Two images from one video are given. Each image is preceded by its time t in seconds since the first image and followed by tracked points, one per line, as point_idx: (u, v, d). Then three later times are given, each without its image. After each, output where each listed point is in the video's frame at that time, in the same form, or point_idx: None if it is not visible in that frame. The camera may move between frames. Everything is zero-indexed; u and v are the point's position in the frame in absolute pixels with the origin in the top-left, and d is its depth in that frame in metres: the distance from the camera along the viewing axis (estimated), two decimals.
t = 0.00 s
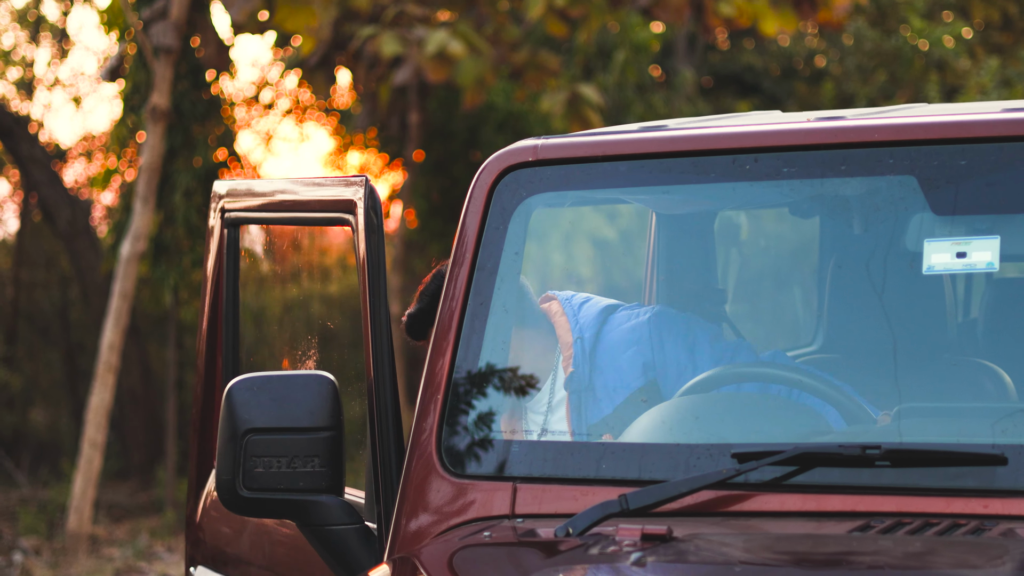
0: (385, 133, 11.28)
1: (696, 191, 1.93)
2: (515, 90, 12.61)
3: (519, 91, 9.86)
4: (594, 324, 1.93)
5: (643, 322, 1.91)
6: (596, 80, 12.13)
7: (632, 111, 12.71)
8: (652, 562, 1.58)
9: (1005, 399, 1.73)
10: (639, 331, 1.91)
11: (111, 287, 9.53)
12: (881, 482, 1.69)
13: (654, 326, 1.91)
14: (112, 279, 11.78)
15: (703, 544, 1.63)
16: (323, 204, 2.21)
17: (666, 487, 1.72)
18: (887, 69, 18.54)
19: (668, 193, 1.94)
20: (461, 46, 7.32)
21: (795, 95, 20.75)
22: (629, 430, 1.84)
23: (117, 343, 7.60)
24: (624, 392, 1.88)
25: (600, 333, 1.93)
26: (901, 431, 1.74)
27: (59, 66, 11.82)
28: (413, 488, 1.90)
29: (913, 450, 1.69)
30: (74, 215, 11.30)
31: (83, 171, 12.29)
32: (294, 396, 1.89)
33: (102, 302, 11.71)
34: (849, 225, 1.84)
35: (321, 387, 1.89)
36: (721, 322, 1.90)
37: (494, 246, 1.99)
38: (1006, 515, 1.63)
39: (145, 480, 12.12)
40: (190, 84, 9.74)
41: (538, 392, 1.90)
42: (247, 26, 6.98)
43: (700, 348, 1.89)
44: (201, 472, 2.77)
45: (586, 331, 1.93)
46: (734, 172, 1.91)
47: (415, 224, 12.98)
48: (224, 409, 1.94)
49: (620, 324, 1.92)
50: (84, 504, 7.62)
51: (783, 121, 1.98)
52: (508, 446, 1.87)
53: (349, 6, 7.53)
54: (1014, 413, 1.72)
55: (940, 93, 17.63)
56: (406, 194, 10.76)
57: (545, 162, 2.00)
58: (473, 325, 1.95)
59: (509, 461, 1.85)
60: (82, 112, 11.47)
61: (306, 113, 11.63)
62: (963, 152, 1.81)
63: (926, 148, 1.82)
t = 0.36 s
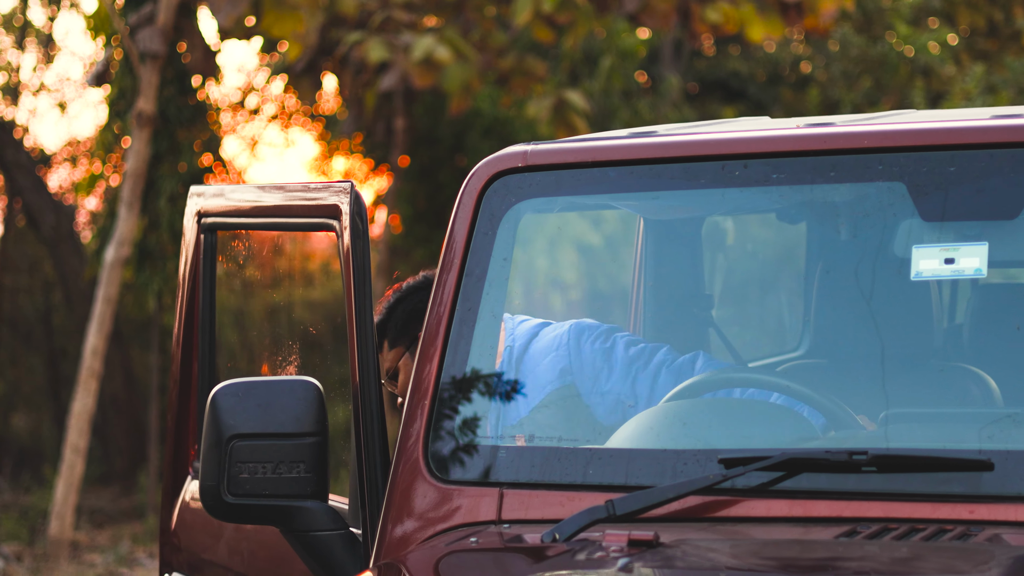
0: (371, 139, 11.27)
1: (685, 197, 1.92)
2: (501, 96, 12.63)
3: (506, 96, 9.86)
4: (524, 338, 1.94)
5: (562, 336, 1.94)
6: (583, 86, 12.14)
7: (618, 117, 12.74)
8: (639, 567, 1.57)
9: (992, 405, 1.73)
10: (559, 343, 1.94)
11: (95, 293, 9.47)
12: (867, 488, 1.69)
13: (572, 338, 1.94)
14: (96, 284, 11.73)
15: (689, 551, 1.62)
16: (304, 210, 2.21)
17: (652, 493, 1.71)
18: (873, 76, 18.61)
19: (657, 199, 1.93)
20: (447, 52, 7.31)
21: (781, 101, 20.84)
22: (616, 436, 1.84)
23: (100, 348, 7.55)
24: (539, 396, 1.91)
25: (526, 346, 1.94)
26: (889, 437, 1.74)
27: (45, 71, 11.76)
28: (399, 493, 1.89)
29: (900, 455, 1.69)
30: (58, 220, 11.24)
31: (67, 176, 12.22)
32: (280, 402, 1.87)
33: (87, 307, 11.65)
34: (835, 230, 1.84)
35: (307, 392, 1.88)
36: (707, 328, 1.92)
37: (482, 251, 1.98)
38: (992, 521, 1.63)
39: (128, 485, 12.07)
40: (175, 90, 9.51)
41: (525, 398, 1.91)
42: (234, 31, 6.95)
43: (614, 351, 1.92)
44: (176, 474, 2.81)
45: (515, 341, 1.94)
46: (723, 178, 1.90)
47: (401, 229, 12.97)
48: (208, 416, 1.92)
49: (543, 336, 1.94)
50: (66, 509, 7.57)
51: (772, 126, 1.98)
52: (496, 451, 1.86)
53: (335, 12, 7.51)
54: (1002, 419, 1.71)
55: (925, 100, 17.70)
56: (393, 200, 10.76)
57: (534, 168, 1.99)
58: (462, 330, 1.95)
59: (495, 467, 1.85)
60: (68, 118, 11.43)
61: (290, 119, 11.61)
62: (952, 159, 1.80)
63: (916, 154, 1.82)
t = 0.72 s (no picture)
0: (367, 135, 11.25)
1: (692, 191, 1.93)
2: (497, 92, 12.61)
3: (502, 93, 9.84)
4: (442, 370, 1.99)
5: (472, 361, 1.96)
6: (579, 83, 12.14)
7: (614, 113, 12.74)
8: (651, 560, 1.59)
9: (997, 398, 1.74)
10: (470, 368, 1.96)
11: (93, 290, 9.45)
12: (876, 480, 1.70)
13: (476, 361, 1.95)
14: (94, 282, 11.69)
15: (700, 542, 1.63)
16: (310, 205, 2.18)
17: (662, 485, 1.72)
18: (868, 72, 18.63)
19: (662, 193, 1.94)
20: (443, 49, 7.28)
21: (777, 97, 20.86)
22: (624, 429, 1.84)
23: (100, 345, 7.52)
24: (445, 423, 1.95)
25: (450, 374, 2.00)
26: (897, 430, 1.75)
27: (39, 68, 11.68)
28: (407, 485, 1.90)
29: (908, 448, 1.70)
30: (55, 217, 11.19)
31: (64, 173, 12.07)
32: (289, 396, 1.87)
33: (84, 305, 11.61)
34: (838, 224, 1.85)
35: (316, 386, 1.88)
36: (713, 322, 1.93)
37: (488, 245, 1.97)
38: (1002, 513, 1.65)
39: (127, 482, 12.06)
40: (171, 87, 9.62)
41: (528, 392, 1.91)
42: (230, 28, 6.92)
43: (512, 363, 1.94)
44: (190, 468, 2.79)
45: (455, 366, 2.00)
46: (729, 172, 1.90)
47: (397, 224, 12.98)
48: (218, 409, 1.93)
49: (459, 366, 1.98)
50: (66, 504, 7.53)
51: (778, 120, 1.98)
52: (504, 445, 1.86)
53: (331, 9, 7.48)
54: (1006, 412, 1.73)
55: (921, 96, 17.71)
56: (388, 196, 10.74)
57: (539, 162, 1.99)
58: (469, 324, 1.95)
59: (502, 460, 1.85)
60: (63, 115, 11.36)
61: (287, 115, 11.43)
62: (958, 153, 1.81)
63: (923, 149, 1.82)
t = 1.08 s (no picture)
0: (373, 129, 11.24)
1: (707, 181, 1.92)
2: (503, 84, 12.59)
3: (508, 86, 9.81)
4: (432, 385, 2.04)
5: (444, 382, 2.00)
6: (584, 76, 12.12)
7: (619, 107, 12.73)
8: (669, 551, 1.58)
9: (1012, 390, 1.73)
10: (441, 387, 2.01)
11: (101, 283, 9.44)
12: (893, 471, 1.70)
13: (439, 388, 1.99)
14: (100, 276, 11.67)
15: (718, 533, 1.63)
16: (328, 195, 2.18)
17: (680, 476, 1.72)
18: (874, 64, 18.57)
19: (677, 184, 1.93)
20: (449, 42, 7.26)
21: (782, 90, 20.81)
22: (639, 420, 1.84)
23: (107, 338, 7.50)
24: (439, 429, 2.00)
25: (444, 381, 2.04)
26: (914, 420, 1.75)
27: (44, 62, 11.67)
28: (422, 477, 1.89)
29: (925, 438, 1.70)
30: (61, 211, 11.16)
31: (70, 167, 12.05)
32: (307, 387, 1.88)
33: (91, 299, 11.60)
34: (850, 214, 1.85)
35: (335, 378, 1.88)
36: (725, 312, 1.92)
37: (503, 237, 1.97)
38: (1019, 503, 1.64)
39: (133, 476, 12.07)
40: (178, 82, 9.57)
41: (541, 384, 1.90)
42: (236, 22, 6.90)
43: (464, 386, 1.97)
44: (214, 460, 2.77)
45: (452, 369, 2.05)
46: (745, 163, 1.90)
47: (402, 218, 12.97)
48: (237, 401, 1.95)
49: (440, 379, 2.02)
50: (75, 499, 7.51)
51: (793, 111, 1.98)
52: (520, 436, 1.86)
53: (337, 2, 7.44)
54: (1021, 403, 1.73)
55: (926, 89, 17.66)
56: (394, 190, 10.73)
57: (555, 153, 1.98)
58: (484, 316, 1.95)
59: (520, 451, 1.85)
60: (69, 109, 11.36)
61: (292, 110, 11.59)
62: (975, 143, 1.81)
63: (940, 138, 1.82)
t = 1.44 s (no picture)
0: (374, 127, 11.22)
1: (716, 174, 1.92)
2: (504, 83, 12.58)
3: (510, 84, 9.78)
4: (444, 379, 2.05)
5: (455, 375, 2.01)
6: (586, 74, 12.10)
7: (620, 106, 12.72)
8: (679, 546, 1.58)
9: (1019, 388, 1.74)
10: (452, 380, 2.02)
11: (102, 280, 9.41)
12: (903, 466, 1.70)
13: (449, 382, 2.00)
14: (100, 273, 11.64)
15: (728, 529, 1.62)
16: (339, 190, 2.16)
17: (688, 471, 1.71)
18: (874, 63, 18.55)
19: (686, 179, 1.94)
20: (451, 40, 7.22)
21: (783, 90, 20.77)
22: (646, 415, 1.84)
23: (108, 335, 7.46)
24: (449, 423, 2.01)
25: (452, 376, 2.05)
26: (923, 416, 1.75)
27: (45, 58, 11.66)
28: (428, 473, 1.89)
29: (934, 433, 1.70)
30: (61, 208, 11.13)
31: (70, 164, 12.14)
32: (314, 380, 1.87)
33: (91, 296, 11.56)
34: (855, 210, 1.85)
35: (341, 371, 1.87)
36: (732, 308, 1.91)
37: (510, 232, 1.97)
38: None
39: (134, 473, 12.05)
40: (180, 78, 9.31)
41: (545, 380, 1.90)
42: (238, 19, 6.86)
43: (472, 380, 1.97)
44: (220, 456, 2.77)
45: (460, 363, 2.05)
46: (755, 158, 1.90)
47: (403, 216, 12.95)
48: (243, 395, 1.93)
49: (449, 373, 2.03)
50: (75, 496, 7.48)
51: (803, 106, 1.98)
52: (528, 431, 1.85)
53: None
54: None
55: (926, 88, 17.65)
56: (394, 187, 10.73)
57: (564, 147, 1.98)
58: (491, 310, 1.94)
59: (528, 445, 1.84)
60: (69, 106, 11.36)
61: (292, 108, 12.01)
62: (984, 138, 1.81)
63: (950, 133, 1.82)
